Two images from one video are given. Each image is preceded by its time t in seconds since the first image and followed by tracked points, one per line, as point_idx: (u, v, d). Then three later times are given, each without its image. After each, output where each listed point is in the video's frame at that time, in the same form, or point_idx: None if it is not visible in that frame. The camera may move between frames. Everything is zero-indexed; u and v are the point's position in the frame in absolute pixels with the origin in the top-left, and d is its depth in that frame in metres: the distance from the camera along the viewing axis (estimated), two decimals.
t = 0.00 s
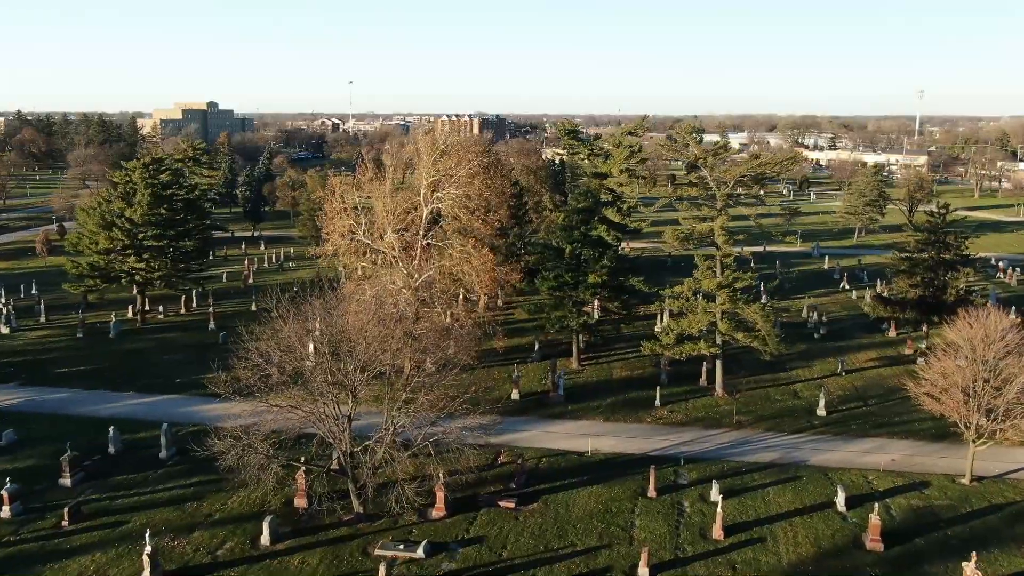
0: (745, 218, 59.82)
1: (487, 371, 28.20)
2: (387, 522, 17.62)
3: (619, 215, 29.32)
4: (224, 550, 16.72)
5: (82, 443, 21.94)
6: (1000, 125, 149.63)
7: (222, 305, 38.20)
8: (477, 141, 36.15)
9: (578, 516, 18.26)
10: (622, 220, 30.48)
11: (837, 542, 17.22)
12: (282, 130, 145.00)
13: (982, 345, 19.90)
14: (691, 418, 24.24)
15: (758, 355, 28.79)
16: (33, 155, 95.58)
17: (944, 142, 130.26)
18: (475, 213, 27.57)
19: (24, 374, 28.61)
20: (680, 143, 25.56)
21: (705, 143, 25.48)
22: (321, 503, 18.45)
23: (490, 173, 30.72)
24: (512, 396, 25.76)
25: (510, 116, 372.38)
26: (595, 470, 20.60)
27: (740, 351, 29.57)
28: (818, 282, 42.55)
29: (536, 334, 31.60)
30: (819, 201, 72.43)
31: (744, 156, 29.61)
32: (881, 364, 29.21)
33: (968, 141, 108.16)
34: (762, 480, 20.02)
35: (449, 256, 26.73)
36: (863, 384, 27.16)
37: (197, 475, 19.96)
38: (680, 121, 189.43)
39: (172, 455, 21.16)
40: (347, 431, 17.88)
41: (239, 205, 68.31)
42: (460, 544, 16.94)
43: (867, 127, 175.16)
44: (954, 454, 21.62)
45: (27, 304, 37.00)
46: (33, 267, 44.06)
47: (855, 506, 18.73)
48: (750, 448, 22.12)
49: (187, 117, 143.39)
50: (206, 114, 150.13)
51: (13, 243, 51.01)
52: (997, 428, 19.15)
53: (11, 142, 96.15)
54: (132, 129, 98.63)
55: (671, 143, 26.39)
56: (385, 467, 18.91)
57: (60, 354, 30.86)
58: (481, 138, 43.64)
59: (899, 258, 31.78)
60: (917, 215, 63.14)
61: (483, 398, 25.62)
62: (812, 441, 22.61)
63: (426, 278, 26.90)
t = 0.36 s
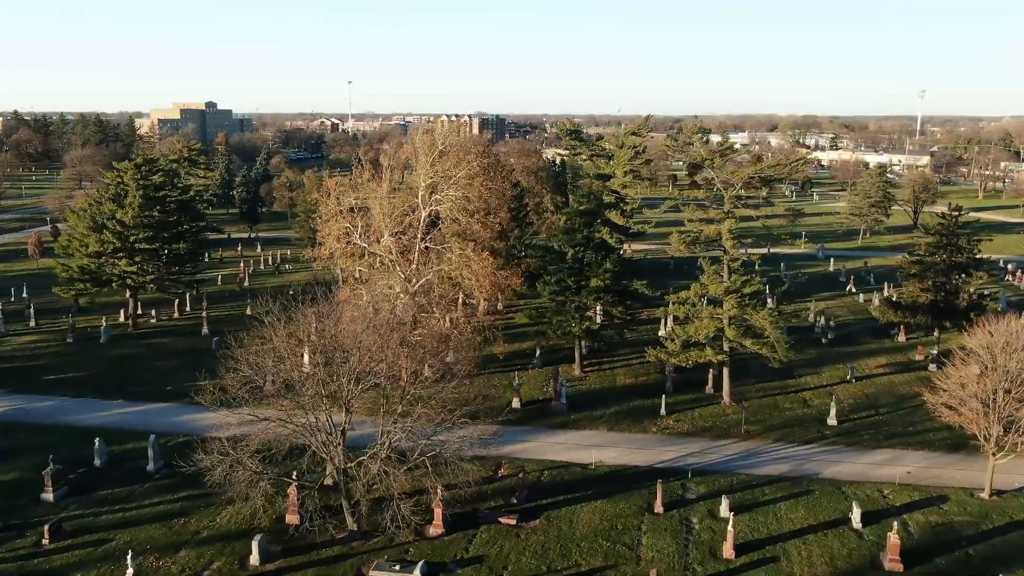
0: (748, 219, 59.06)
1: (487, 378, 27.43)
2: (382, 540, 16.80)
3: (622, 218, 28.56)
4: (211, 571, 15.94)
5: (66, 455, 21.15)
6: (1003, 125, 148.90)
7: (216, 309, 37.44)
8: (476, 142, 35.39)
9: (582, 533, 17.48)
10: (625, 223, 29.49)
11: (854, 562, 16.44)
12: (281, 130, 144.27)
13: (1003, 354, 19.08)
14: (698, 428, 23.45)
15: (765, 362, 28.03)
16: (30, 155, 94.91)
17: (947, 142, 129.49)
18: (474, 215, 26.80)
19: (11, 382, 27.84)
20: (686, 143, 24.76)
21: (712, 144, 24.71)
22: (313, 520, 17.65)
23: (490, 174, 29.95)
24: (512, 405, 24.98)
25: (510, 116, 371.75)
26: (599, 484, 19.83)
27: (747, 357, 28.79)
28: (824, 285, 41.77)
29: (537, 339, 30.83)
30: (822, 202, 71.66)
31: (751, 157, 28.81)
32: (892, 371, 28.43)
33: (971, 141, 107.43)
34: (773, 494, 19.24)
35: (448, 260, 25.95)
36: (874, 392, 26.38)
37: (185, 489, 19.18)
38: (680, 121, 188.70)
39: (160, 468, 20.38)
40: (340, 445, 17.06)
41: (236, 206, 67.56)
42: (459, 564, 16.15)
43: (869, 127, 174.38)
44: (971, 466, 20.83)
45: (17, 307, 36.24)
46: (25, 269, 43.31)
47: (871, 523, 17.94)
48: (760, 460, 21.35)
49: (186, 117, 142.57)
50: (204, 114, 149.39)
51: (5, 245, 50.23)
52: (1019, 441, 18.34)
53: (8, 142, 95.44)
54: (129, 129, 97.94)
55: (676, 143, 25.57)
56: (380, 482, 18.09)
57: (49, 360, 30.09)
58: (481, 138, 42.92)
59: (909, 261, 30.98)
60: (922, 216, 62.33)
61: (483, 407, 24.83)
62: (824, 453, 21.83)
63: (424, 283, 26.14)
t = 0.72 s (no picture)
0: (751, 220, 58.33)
1: (487, 385, 26.73)
2: (377, 559, 16.05)
3: (626, 220, 27.84)
4: None
5: (52, 466, 20.43)
6: (1006, 125, 148.17)
7: (211, 312, 36.71)
8: (476, 142, 34.66)
9: (586, 551, 16.75)
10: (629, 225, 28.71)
11: None
12: (280, 130, 143.58)
13: None
14: (704, 437, 22.73)
15: (772, 368, 27.30)
16: (27, 155, 94.23)
17: (950, 142, 128.70)
18: (474, 218, 26.08)
19: None
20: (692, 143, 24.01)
21: (719, 144, 23.97)
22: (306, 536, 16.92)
23: (490, 175, 29.22)
24: (513, 413, 24.25)
25: (510, 116, 371.13)
26: (604, 497, 19.10)
27: (754, 363, 28.06)
28: (829, 287, 41.03)
29: (538, 344, 30.11)
30: (826, 202, 70.91)
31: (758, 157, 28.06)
32: (902, 377, 27.70)
33: (974, 141, 106.65)
34: (784, 508, 18.52)
35: (447, 264, 25.22)
36: (885, 399, 25.65)
37: (173, 503, 18.46)
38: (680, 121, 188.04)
39: (148, 480, 19.66)
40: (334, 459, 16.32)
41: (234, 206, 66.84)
42: None
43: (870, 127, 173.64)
44: (989, 477, 20.10)
45: (7, 311, 35.53)
46: (17, 271, 42.58)
47: (887, 539, 17.22)
48: (769, 471, 20.62)
49: (184, 116, 141.84)
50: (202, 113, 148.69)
51: None
52: None
53: (4, 142, 94.76)
54: (127, 129, 97.19)
55: (682, 143, 24.82)
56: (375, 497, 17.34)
57: (38, 365, 29.38)
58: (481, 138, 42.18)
59: (919, 264, 30.23)
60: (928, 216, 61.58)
61: (483, 415, 24.12)
62: (835, 464, 21.10)
63: (422, 288, 25.42)
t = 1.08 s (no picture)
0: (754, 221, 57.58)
1: (486, 392, 26.00)
2: None
3: (629, 223, 27.10)
4: None
5: (34, 479, 19.68)
6: (1007, 125, 147.60)
7: (204, 316, 35.98)
8: (476, 142, 33.89)
9: (591, 571, 16.00)
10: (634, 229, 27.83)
11: None
12: (279, 130, 142.83)
13: None
14: (712, 448, 21.97)
15: (780, 374, 26.55)
16: (23, 155, 93.53)
17: (952, 142, 127.93)
18: (473, 220, 25.24)
19: None
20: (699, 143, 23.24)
21: (726, 145, 23.20)
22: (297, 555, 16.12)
23: (490, 176, 28.41)
24: (514, 422, 23.50)
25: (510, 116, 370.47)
26: (608, 511, 18.35)
27: (761, 369, 27.31)
28: (835, 291, 40.28)
29: (540, 350, 29.38)
30: (829, 204, 70.16)
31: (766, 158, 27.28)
32: (914, 384, 26.94)
33: (976, 141, 105.98)
34: (796, 524, 17.76)
35: (445, 269, 24.43)
36: (897, 407, 24.89)
37: (160, 519, 17.72)
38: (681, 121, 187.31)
39: (134, 494, 18.93)
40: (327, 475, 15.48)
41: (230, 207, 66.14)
42: None
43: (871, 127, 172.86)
44: (1009, 491, 19.34)
45: None
46: (8, 274, 41.87)
47: (905, 558, 16.46)
48: (780, 484, 19.86)
49: (182, 116, 141.06)
50: (201, 113, 147.92)
51: None
52: None
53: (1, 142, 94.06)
54: (123, 130, 96.30)
55: (688, 143, 24.04)
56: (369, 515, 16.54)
57: (25, 371, 28.63)
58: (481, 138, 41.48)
59: (930, 268, 29.46)
60: (932, 218, 60.79)
61: (483, 424, 23.39)
62: (848, 476, 20.35)
63: (420, 292, 24.60)
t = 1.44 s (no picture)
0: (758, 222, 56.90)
1: (485, 400, 25.25)
2: None
3: (633, 225, 26.36)
4: None
5: (15, 492, 18.95)
6: (1010, 125, 146.95)
7: (198, 320, 35.29)
8: (475, 143, 33.18)
9: None
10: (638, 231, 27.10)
11: None
12: (278, 130, 142.18)
13: None
14: (719, 458, 21.26)
15: (788, 381, 25.82)
16: (20, 155, 92.91)
17: (955, 142, 127.20)
18: (473, 223, 24.48)
19: None
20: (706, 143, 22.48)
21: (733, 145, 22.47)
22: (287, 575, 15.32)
23: (489, 177, 27.67)
24: (515, 431, 22.79)
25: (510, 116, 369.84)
26: (613, 526, 17.63)
27: (767, 376, 26.61)
28: (841, 293, 39.58)
29: (541, 355, 28.69)
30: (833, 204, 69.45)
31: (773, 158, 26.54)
32: (925, 390, 26.24)
33: (979, 141, 105.29)
34: (809, 540, 17.05)
35: (443, 272, 23.63)
36: (909, 415, 24.16)
37: (145, 535, 17.00)
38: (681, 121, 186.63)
39: (120, 508, 18.22)
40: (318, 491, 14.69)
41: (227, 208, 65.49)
42: None
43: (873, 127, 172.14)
44: None
45: None
46: None
47: None
48: (791, 497, 19.13)
49: (180, 116, 140.40)
50: (199, 113, 147.23)
51: None
52: None
53: None
54: (121, 129, 95.58)
55: (694, 143, 23.29)
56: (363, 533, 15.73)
57: (13, 377, 27.94)
58: (481, 138, 40.79)
59: (940, 271, 28.73)
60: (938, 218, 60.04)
61: (482, 435, 22.65)
62: (861, 488, 19.64)
63: (418, 297, 23.81)
